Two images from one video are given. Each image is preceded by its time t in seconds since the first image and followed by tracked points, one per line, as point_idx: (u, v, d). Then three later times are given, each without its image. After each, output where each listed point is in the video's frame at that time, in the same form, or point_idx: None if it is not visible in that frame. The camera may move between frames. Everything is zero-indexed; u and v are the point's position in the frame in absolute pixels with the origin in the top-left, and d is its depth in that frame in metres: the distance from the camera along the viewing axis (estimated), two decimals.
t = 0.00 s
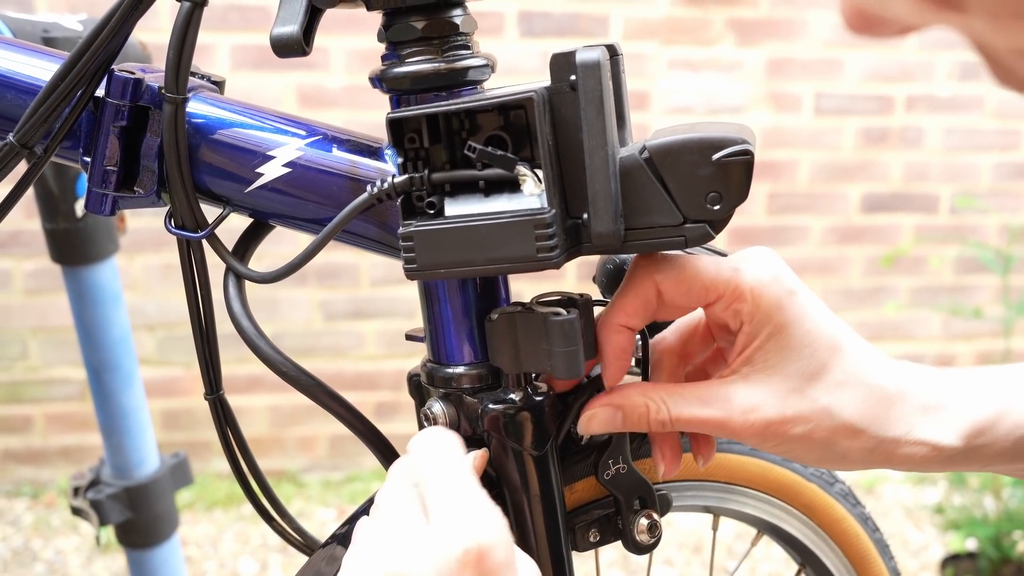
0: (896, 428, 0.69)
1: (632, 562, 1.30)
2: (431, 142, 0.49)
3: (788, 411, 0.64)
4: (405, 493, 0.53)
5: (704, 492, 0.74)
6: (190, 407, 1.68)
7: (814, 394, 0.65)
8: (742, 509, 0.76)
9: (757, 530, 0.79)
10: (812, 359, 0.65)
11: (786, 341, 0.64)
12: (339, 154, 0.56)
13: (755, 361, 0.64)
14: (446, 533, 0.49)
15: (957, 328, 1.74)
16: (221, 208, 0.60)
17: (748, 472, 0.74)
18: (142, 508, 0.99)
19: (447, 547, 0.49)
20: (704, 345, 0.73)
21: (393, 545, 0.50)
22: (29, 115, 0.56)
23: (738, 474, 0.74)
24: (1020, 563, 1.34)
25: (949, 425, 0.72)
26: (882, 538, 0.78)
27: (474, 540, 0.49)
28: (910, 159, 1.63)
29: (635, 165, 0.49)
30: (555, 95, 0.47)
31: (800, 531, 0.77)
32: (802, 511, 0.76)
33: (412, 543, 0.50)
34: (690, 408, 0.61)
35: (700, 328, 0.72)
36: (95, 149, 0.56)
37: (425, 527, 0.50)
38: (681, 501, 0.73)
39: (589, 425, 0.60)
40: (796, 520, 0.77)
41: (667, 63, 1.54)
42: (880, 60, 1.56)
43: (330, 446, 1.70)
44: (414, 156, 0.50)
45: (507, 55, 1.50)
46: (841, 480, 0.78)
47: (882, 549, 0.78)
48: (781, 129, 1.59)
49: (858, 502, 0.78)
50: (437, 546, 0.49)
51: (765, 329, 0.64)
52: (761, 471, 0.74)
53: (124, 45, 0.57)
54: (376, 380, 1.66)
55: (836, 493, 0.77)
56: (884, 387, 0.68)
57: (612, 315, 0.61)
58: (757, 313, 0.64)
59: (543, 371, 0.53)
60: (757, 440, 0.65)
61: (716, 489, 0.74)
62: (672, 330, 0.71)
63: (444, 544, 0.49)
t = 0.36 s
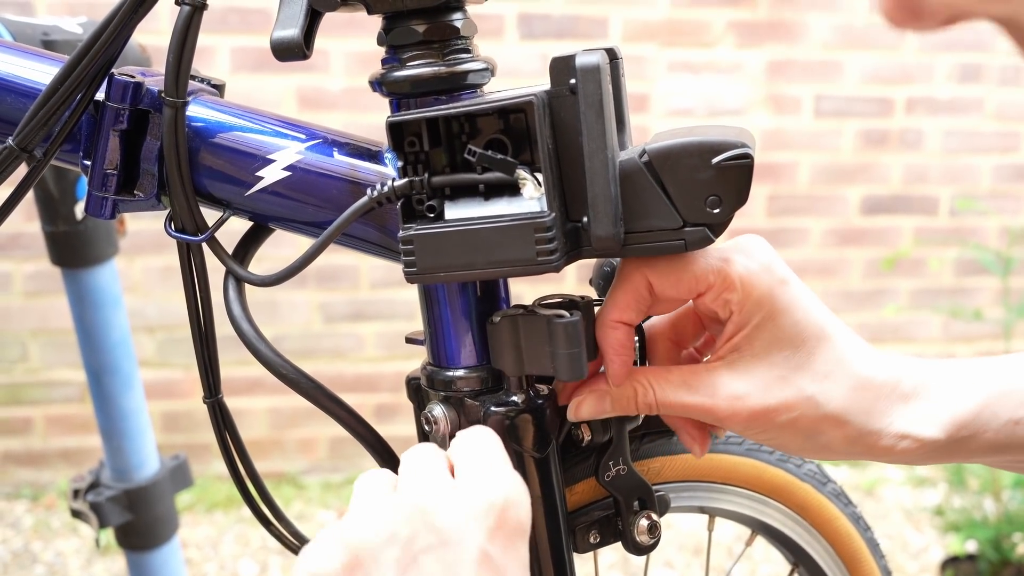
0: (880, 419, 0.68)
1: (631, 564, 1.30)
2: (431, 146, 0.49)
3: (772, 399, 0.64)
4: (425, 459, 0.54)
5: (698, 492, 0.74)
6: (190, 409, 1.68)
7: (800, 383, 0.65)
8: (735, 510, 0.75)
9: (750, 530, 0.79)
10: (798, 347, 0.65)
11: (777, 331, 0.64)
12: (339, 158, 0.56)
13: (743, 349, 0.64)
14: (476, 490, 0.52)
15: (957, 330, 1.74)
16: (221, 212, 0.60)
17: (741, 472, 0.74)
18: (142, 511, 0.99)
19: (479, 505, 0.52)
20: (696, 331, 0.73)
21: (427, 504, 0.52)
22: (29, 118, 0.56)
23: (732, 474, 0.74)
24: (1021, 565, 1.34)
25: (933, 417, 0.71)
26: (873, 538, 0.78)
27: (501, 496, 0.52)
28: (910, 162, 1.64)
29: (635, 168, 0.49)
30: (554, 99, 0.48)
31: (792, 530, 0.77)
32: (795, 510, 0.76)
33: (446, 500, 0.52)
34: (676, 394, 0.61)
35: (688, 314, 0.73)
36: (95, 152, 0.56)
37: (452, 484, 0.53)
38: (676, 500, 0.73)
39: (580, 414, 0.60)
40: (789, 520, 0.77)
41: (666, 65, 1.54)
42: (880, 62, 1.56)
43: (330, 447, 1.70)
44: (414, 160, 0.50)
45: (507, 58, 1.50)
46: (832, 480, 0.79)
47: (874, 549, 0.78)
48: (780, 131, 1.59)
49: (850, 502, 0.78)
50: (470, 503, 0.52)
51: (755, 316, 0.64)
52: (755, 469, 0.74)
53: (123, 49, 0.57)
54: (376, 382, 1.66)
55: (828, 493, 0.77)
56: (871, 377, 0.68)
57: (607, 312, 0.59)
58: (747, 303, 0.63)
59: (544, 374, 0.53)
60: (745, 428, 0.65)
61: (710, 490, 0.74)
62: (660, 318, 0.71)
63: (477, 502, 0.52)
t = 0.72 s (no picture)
0: (876, 416, 0.68)
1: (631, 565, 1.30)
2: (428, 145, 0.49)
3: (767, 396, 0.64)
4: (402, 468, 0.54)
5: (701, 494, 0.74)
6: (190, 411, 1.68)
7: (796, 381, 0.65)
8: (739, 512, 0.75)
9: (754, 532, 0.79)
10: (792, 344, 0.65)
11: (773, 328, 0.64)
12: (337, 157, 0.56)
13: (738, 347, 0.64)
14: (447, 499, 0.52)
15: (957, 331, 1.74)
16: (219, 212, 0.60)
17: (744, 474, 0.74)
18: (141, 512, 0.98)
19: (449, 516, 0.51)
20: (694, 327, 0.73)
21: (399, 512, 0.51)
22: (27, 119, 0.56)
23: (735, 476, 0.74)
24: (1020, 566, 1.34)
25: (928, 415, 0.71)
26: (877, 539, 0.78)
27: (471, 507, 0.52)
28: (909, 163, 1.64)
29: (632, 167, 0.49)
30: (552, 99, 0.48)
31: (796, 532, 0.77)
32: (799, 513, 0.76)
33: (417, 508, 0.51)
34: (671, 388, 0.62)
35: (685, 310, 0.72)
36: (93, 152, 0.56)
37: (424, 491, 0.52)
38: (678, 502, 0.73)
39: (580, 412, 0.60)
40: (794, 522, 0.77)
41: (666, 66, 1.54)
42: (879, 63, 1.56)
43: (330, 449, 1.70)
44: (411, 160, 0.50)
45: (506, 59, 1.50)
46: (835, 481, 0.79)
47: (878, 550, 0.78)
48: (780, 133, 1.59)
49: (853, 503, 0.78)
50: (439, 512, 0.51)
51: (753, 314, 0.63)
52: (757, 470, 0.74)
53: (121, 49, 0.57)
54: (376, 384, 1.66)
55: (832, 494, 0.77)
56: (867, 375, 0.68)
57: (604, 313, 0.59)
58: (743, 302, 0.63)
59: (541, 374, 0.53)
60: (740, 422, 0.65)
61: (713, 491, 0.74)
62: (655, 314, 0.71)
63: (444, 509, 0.51)
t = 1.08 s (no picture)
0: (868, 434, 0.68)
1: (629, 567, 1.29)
2: (422, 148, 0.49)
3: (762, 409, 0.63)
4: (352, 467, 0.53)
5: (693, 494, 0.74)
6: (188, 412, 1.68)
7: (792, 395, 0.64)
8: (731, 513, 0.75)
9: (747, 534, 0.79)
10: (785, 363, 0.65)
11: (773, 341, 0.63)
12: (330, 159, 0.56)
13: (739, 360, 0.63)
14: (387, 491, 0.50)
15: (956, 332, 1.74)
16: (212, 214, 0.59)
17: (739, 476, 0.74)
18: (138, 514, 0.98)
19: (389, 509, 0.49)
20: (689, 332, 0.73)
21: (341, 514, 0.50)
22: (18, 121, 0.56)
23: (729, 478, 0.74)
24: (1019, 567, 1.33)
25: (921, 431, 0.71)
26: (869, 541, 0.78)
27: (409, 500, 0.49)
28: (908, 163, 1.63)
29: (627, 170, 0.48)
30: (546, 101, 0.47)
31: (789, 534, 0.77)
32: (791, 514, 0.76)
33: (357, 509, 0.50)
34: (666, 394, 0.61)
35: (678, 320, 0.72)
36: (84, 155, 0.56)
37: (372, 489, 0.51)
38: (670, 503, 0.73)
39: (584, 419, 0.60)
40: (786, 524, 0.76)
41: (665, 67, 1.54)
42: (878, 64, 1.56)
43: (328, 450, 1.69)
44: (405, 162, 0.49)
45: (504, 60, 1.50)
46: (828, 483, 0.78)
47: (870, 551, 0.78)
48: (779, 133, 1.59)
49: (846, 505, 0.78)
50: (379, 507, 0.49)
51: (755, 326, 0.62)
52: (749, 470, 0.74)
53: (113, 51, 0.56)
54: (374, 385, 1.66)
55: (825, 496, 0.76)
56: (864, 393, 0.67)
57: (604, 315, 0.59)
58: (746, 312, 0.62)
59: (537, 377, 0.53)
60: (732, 431, 0.64)
61: (707, 493, 0.74)
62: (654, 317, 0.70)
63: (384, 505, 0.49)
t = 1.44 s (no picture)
0: None
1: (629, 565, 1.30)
2: (418, 145, 0.49)
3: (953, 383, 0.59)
4: (324, 449, 0.52)
5: (697, 496, 0.73)
6: (187, 411, 1.68)
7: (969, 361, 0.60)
8: (736, 514, 0.75)
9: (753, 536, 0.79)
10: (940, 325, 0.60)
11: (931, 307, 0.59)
12: (326, 157, 0.56)
13: (943, 348, 0.60)
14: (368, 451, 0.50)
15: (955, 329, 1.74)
16: (208, 212, 0.59)
17: (742, 477, 0.74)
18: (136, 513, 0.98)
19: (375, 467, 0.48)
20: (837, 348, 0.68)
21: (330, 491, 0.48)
22: (13, 119, 0.56)
23: (732, 478, 0.74)
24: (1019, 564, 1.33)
25: None
26: (878, 543, 0.77)
27: (395, 458, 0.48)
28: (907, 161, 1.63)
29: (624, 167, 0.48)
30: (543, 97, 0.47)
31: (795, 535, 0.76)
32: (797, 516, 0.76)
33: (338, 479, 0.49)
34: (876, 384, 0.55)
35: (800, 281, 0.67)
36: (79, 152, 0.56)
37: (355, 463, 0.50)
38: (672, 504, 0.73)
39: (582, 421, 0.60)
40: (792, 526, 0.76)
41: (664, 64, 1.54)
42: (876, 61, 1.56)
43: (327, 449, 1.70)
44: (400, 159, 0.49)
45: (502, 58, 1.50)
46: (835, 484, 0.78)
47: (878, 554, 0.77)
48: (778, 130, 1.59)
49: (853, 507, 0.77)
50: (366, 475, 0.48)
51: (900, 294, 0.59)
52: (753, 472, 0.74)
53: (108, 48, 0.56)
54: (374, 383, 1.67)
55: (831, 498, 0.76)
56: None
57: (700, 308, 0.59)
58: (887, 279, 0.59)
59: (533, 376, 0.52)
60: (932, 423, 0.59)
61: (710, 494, 0.74)
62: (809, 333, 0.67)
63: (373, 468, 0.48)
